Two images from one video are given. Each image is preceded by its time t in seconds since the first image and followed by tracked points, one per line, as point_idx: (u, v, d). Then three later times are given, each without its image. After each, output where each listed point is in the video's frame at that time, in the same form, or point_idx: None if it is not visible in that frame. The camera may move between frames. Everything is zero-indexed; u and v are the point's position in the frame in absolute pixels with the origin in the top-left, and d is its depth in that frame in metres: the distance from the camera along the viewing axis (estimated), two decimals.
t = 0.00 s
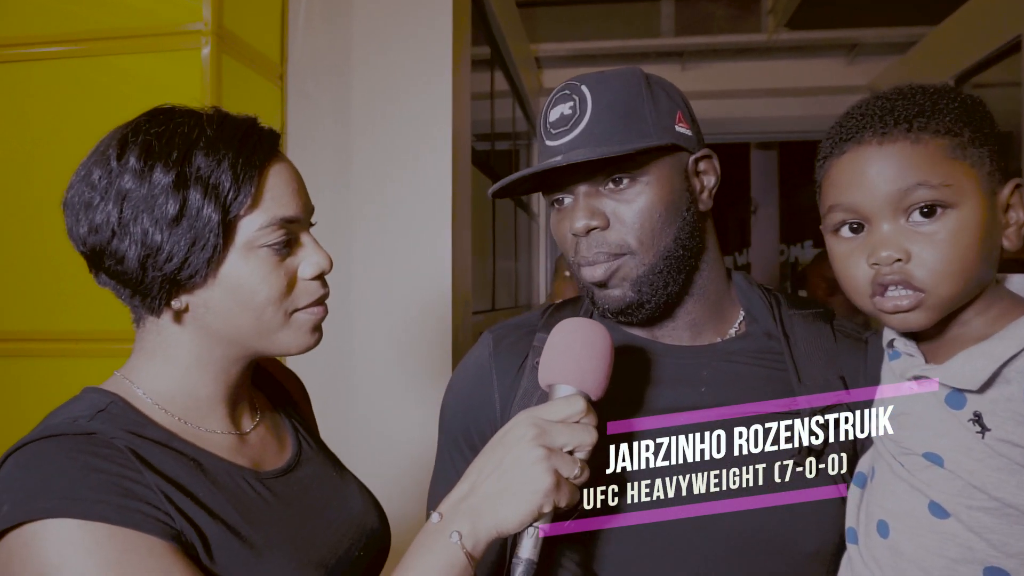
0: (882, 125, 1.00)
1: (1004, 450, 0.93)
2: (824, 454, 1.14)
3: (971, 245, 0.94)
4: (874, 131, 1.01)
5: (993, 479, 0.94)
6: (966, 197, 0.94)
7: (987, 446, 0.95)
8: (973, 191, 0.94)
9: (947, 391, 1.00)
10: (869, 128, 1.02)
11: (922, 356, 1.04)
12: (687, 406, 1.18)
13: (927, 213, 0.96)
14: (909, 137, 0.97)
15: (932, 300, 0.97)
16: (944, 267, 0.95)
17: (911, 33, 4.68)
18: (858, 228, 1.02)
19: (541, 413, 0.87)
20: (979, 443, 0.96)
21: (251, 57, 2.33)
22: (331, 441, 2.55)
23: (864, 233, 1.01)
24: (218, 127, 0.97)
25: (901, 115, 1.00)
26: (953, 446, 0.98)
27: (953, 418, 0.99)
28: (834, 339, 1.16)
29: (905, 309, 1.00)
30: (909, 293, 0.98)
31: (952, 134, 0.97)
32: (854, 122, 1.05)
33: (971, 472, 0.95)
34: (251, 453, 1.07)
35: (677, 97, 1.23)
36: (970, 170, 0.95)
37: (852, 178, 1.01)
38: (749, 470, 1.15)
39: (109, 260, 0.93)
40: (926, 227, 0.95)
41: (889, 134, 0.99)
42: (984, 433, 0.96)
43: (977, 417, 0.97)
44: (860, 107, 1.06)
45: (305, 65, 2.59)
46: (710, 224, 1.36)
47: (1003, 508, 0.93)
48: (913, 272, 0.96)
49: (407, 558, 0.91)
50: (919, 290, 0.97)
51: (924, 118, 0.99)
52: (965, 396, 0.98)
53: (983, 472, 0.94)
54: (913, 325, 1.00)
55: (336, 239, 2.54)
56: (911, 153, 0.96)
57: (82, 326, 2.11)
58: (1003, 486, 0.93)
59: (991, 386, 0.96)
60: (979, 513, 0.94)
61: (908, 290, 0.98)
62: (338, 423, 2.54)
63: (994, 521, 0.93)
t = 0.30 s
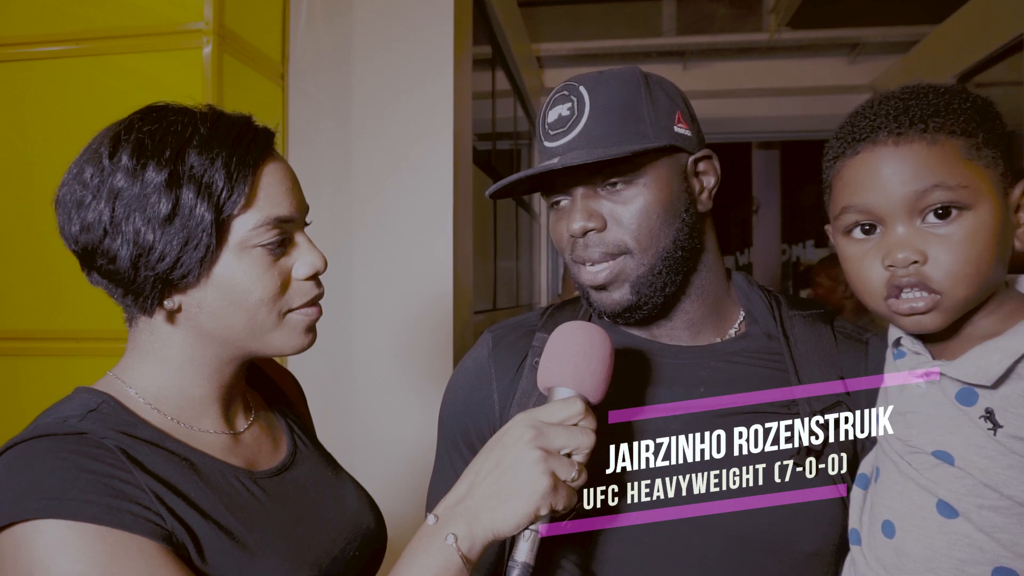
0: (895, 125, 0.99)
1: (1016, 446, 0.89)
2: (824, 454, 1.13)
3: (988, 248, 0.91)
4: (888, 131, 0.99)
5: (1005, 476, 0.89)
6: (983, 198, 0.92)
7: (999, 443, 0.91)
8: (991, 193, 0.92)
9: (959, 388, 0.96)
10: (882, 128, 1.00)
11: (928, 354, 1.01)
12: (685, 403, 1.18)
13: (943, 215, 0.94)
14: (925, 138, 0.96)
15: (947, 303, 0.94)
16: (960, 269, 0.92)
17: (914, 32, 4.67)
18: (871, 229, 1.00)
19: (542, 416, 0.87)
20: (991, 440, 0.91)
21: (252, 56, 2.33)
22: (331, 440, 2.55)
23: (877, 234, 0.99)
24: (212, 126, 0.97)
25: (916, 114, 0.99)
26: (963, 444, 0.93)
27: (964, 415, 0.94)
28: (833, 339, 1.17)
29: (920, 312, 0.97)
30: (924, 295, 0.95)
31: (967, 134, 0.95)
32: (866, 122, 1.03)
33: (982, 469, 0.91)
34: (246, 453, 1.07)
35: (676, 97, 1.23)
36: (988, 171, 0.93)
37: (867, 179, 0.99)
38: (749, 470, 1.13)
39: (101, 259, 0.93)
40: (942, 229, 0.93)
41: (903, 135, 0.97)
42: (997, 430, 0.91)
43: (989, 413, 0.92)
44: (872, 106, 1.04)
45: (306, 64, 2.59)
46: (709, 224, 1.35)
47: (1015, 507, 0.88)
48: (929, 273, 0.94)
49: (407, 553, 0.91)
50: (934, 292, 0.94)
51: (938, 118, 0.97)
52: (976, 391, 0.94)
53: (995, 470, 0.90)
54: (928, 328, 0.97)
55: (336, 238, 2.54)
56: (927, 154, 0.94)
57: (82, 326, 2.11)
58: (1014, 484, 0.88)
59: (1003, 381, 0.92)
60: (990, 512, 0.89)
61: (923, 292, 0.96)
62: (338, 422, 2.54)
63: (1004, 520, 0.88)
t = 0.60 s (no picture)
0: (887, 129, 0.99)
1: (1013, 448, 0.92)
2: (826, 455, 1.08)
3: (982, 250, 0.92)
4: (880, 136, 0.99)
5: (1001, 479, 0.92)
6: (975, 201, 0.93)
7: (996, 445, 0.93)
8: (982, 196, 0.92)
9: (956, 390, 0.98)
10: (874, 133, 1.00)
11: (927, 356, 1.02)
12: (684, 402, 1.18)
13: (936, 218, 0.94)
14: (916, 142, 0.96)
15: (942, 305, 0.95)
16: (953, 271, 0.93)
17: (914, 32, 4.68)
18: (865, 233, 1.00)
19: (523, 406, 0.88)
20: (988, 442, 0.93)
21: (253, 56, 2.33)
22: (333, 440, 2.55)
23: (871, 237, 0.99)
24: (195, 126, 0.98)
25: (906, 119, 0.98)
26: (961, 447, 0.95)
27: (961, 417, 0.96)
28: (830, 339, 1.17)
29: (914, 313, 0.97)
30: (919, 298, 0.96)
31: (959, 138, 0.95)
32: (858, 127, 1.03)
33: (980, 473, 0.93)
34: (233, 451, 1.07)
35: (672, 96, 1.23)
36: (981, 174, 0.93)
37: (860, 183, 0.99)
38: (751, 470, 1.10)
39: (85, 259, 0.93)
40: (935, 232, 0.94)
41: (896, 139, 0.97)
42: (993, 432, 0.93)
43: (985, 415, 0.94)
44: (865, 110, 1.04)
45: (306, 64, 2.59)
46: (707, 223, 1.35)
47: (1012, 510, 0.91)
48: (923, 276, 0.94)
49: (390, 553, 0.93)
50: (929, 294, 0.95)
51: (930, 121, 0.97)
52: (972, 393, 0.96)
53: (992, 472, 0.92)
54: (922, 329, 0.98)
55: (337, 237, 2.54)
56: (920, 158, 0.94)
57: (78, 325, 2.11)
58: (1011, 487, 0.91)
59: (999, 382, 0.95)
60: (987, 516, 0.92)
61: (917, 294, 0.96)
62: (340, 422, 2.54)
63: (1001, 524, 0.92)
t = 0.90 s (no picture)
0: (892, 127, 0.99)
1: (1014, 453, 0.88)
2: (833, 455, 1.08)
3: (987, 251, 0.90)
4: (885, 134, 0.99)
5: (1004, 484, 0.88)
6: (982, 200, 0.91)
7: (998, 448, 0.90)
8: (990, 195, 0.91)
9: (958, 392, 0.95)
10: (879, 131, 1.00)
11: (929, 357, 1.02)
12: (688, 404, 1.15)
13: (942, 216, 0.93)
14: (922, 139, 0.95)
15: (947, 306, 0.92)
16: (959, 271, 0.91)
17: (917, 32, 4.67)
18: (871, 231, 1.00)
19: (522, 406, 0.88)
20: (990, 445, 0.90)
21: (255, 55, 2.33)
22: (335, 440, 2.54)
23: (876, 236, 0.99)
24: (172, 119, 0.97)
25: (913, 115, 0.99)
26: (962, 450, 0.92)
27: (963, 420, 0.94)
28: (837, 337, 1.18)
29: (919, 314, 0.95)
30: (924, 298, 0.94)
31: (966, 135, 0.95)
32: (864, 125, 1.04)
33: (981, 477, 0.90)
34: (226, 450, 1.07)
35: (679, 92, 1.22)
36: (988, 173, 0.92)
37: (865, 181, 0.99)
38: (756, 472, 1.09)
39: (70, 258, 0.92)
40: (941, 231, 0.92)
41: (901, 136, 0.97)
42: (996, 435, 0.90)
43: (988, 417, 0.92)
44: (872, 109, 1.05)
45: (308, 62, 2.58)
46: (713, 220, 1.34)
47: (1015, 515, 0.88)
48: (928, 276, 0.92)
49: (384, 554, 0.91)
50: (933, 294, 0.93)
51: (936, 119, 0.97)
52: (974, 395, 0.94)
53: (994, 477, 0.89)
54: (927, 331, 0.95)
55: (339, 236, 2.53)
56: (925, 155, 0.94)
57: (77, 325, 2.10)
58: (1013, 492, 0.87)
59: (1001, 385, 0.92)
60: (990, 521, 0.89)
61: (922, 294, 0.94)
62: (341, 421, 2.53)
63: (1003, 529, 0.88)
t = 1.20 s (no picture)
0: (893, 122, 1.00)
1: (1015, 450, 0.89)
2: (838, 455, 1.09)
3: (986, 246, 0.90)
4: (885, 129, 1.00)
5: (1004, 482, 0.89)
6: (982, 196, 0.91)
7: (998, 447, 0.90)
8: (990, 191, 0.91)
9: (958, 391, 0.96)
10: (880, 126, 1.01)
11: (930, 355, 1.02)
12: (692, 403, 1.14)
13: (942, 211, 0.93)
14: (923, 134, 0.96)
15: (945, 301, 0.92)
16: (957, 266, 0.90)
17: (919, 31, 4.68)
18: (870, 226, 1.00)
19: (523, 407, 0.88)
20: (990, 444, 0.91)
21: (257, 56, 2.33)
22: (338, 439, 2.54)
23: (875, 231, 0.99)
24: (181, 122, 0.97)
25: (914, 110, 0.99)
26: (963, 449, 0.92)
27: (962, 419, 0.94)
28: (842, 336, 1.18)
29: (916, 309, 0.94)
30: (921, 293, 0.94)
31: (967, 130, 0.95)
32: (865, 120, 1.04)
33: (981, 476, 0.90)
34: (225, 451, 1.07)
35: (677, 92, 1.23)
36: (988, 169, 0.93)
37: (865, 175, 0.99)
38: (761, 472, 1.08)
39: (70, 256, 0.93)
40: (939, 226, 0.92)
41: (902, 130, 0.98)
42: (996, 433, 0.91)
43: (988, 416, 0.92)
44: (873, 105, 1.05)
45: (310, 62, 2.59)
46: (714, 220, 1.33)
47: (1014, 514, 0.88)
48: (926, 270, 0.92)
49: (385, 554, 0.91)
50: (931, 289, 0.92)
51: (937, 115, 0.97)
52: (975, 394, 0.94)
53: (993, 476, 0.89)
54: (924, 326, 0.95)
55: (341, 236, 2.54)
56: (925, 150, 0.94)
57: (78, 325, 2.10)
58: (1014, 491, 0.88)
59: (1002, 383, 0.93)
60: (990, 520, 0.89)
61: (920, 289, 0.94)
62: (344, 421, 2.54)
63: (1005, 528, 0.88)
